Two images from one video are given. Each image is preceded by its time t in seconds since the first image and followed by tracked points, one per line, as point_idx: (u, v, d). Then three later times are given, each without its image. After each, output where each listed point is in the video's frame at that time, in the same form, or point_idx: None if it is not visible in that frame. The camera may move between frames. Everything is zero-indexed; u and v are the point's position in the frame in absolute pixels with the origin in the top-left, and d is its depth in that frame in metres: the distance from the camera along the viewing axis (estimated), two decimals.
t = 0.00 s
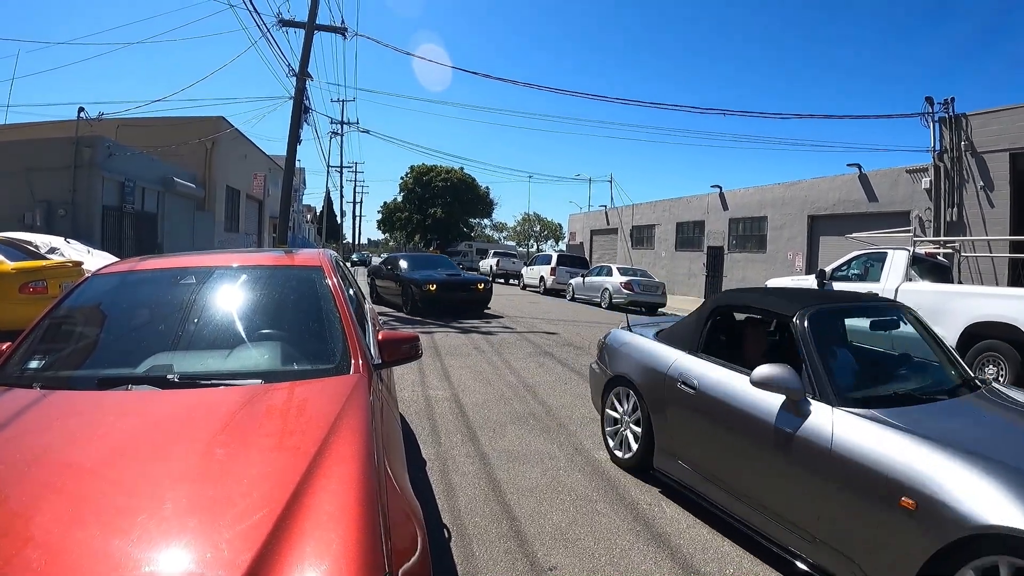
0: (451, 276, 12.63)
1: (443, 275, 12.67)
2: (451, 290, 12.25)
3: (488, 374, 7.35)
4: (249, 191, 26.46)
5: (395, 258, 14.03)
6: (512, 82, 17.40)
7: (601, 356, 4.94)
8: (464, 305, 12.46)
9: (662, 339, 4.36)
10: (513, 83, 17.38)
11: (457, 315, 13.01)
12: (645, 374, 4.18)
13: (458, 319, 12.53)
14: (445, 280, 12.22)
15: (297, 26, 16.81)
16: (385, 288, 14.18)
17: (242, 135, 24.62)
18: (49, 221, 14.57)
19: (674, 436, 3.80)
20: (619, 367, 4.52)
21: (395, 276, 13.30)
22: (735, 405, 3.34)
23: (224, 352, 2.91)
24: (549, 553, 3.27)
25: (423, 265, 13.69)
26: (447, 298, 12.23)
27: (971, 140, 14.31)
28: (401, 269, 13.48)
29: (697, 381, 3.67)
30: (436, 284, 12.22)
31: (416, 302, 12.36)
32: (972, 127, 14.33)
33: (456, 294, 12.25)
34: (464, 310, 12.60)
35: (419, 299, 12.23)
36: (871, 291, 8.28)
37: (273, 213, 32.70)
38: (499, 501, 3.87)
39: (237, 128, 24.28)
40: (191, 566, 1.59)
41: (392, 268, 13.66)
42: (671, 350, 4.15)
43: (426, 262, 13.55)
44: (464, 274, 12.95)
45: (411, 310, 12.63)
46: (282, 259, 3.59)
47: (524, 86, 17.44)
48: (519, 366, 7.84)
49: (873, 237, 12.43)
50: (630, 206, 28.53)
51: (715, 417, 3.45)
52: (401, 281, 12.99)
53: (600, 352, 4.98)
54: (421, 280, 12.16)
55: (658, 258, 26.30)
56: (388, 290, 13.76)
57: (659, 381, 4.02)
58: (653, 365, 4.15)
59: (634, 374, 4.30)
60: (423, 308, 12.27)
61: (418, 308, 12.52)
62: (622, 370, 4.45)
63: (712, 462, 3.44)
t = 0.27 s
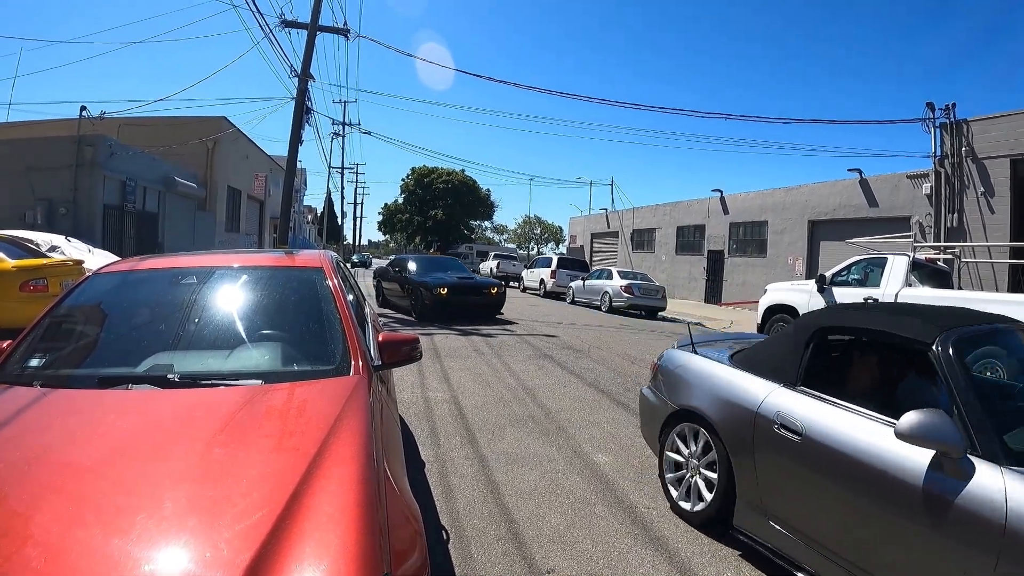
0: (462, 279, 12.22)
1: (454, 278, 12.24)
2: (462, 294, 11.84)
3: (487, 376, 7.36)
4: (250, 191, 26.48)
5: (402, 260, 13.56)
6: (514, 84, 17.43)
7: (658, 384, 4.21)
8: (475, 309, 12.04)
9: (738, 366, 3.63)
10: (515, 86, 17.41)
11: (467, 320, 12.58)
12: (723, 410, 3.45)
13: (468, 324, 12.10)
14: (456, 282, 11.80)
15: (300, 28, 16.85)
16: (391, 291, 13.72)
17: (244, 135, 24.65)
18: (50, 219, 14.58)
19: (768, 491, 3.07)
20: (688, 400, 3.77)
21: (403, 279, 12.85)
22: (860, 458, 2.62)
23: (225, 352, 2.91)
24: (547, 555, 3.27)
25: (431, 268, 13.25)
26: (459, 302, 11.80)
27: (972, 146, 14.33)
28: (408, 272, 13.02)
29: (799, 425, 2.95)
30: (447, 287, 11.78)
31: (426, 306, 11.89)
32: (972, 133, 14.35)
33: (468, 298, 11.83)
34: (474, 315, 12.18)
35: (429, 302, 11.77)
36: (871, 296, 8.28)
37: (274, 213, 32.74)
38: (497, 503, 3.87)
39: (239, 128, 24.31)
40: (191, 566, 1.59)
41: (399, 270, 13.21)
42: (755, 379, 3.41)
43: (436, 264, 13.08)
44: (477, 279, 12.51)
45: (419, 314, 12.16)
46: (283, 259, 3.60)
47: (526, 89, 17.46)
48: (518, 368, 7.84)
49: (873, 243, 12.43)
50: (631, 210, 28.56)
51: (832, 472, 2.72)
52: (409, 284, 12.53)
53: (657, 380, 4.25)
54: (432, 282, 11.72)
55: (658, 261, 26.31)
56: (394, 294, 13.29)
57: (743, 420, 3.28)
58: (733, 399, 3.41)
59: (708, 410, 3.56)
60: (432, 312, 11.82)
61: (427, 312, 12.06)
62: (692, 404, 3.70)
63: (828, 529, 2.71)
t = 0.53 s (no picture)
0: (477, 279, 11.70)
1: (468, 278, 11.72)
2: (478, 295, 11.32)
3: (491, 374, 7.36)
4: (254, 191, 26.54)
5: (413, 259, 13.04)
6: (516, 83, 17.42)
7: (748, 417, 3.42)
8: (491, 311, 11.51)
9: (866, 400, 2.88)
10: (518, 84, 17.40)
11: (481, 322, 12.06)
12: (853, 459, 2.70)
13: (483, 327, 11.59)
14: (471, 283, 11.29)
15: (302, 27, 16.85)
16: (401, 292, 13.19)
17: (248, 135, 24.68)
18: (54, 219, 14.63)
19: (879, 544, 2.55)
20: (798, 440, 2.99)
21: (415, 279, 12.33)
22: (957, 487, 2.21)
23: (229, 351, 2.91)
24: (553, 553, 3.26)
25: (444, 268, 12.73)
26: (474, 303, 11.29)
27: (976, 141, 14.26)
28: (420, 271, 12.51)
29: (977, 485, 2.24)
30: (462, 287, 11.26)
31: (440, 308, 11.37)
32: (976, 129, 14.28)
33: (483, 299, 11.31)
34: (490, 317, 11.66)
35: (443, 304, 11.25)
36: (875, 293, 8.25)
37: (278, 212, 32.79)
38: (502, 501, 3.86)
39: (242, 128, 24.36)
40: (195, 565, 1.59)
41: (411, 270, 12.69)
42: (899, 423, 2.65)
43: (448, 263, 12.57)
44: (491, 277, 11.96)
45: (432, 316, 11.64)
46: (286, 259, 3.60)
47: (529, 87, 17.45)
48: (522, 366, 7.84)
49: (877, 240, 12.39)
50: (634, 208, 28.53)
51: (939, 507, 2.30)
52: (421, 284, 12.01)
53: (745, 411, 3.47)
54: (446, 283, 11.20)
55: (662, 259, 26.28)
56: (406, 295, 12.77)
57: (888, 471, 2.54)
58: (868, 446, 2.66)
59: (832, 457, 2.78)
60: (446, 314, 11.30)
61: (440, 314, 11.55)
62: (806, 446, 2.92)
63: None
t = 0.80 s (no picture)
0: (493, 284, 11.18)
1: (483, 283, 11.21)
2: (493, 300, 10.80)
3: (494, 376, 7.35)
4: (256, 195, 26.60)
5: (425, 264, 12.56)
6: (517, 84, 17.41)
7: (889, 470, 2.66)
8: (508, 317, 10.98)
9: None
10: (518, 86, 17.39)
11: (498, 329, 11.54)
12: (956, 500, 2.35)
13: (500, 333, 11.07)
14: (487, 288, 10.78)
15: (302, 31, 16.89)
16: (414, 299, 12.71)
17: (249, 140, 24.74)
18: (57, 225, 14.65)
19: None
20: (970, 506, 2.29)
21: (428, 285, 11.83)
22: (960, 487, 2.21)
23: (232, 355, 2.91)
24: (557, 554, 3.26)
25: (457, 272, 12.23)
26: (489, 309, 10.78)
27: (978, 139, 14.22)
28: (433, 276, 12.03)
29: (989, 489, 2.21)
30: (476, 292, 10.75)
31: (454, 314, 10.87)
32: (978, 127, 14.25)
33: (499, 305, 10.80)
34: (506, 323, 11.13)
35: (457, 310, 10.74)
36: (878, 292, 8.23)
37: (280, 217, 32.86)
38: (506, 504, 3.86)
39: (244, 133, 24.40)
40: (198, 569, 1.58)
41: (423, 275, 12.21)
42: None
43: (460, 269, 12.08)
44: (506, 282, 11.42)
45: (446, 323, 11.14)
46: (289, 262, 3.60)
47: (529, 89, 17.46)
48: (525, 368, 7.84)
49: (880, 239, 12.36)
50: (636, 209, 28.51)
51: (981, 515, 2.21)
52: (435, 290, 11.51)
53: (884, 462, 2.69)
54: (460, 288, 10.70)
55: (664, 260, 26.26)
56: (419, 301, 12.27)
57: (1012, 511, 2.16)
58: None
59: None
60: (461, 321, 10.80)
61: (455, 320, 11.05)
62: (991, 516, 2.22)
63: None
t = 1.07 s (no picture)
0: (504, 284, 10.63)
1: (494, 283, 10.65)
2: (505, 301, 10.25)
3: (492, 375, 7.36)
4: (254, 193, 26.58)
5: (433, 264, 12.03)
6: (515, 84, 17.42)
7: None
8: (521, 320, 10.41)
9: None
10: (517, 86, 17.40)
11: (511, 332, 10.98)
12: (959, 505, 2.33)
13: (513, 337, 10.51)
14: (499, 289, 10.22)
15: (301, 30, 16.86)
16: (422, 300, 12.17)
17: (248, 138, 24.70)
18: (55, 223, 14.63)
19: None
20: None
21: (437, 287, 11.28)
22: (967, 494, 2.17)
23: (230, 354, 2.91)
24: (554, 554, 3.26)
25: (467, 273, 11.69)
26: (501, 312, 10.23)
27: (976, 140, 14.25)
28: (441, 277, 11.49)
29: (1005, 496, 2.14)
30: (487, 294, 10.20)
31: (465, 317, 10.32)
32: (976, 127, 14.28)
33: (512, 306, 10.24)
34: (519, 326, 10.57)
35: (468, 313, 10.20)
36: (876, 293, 8.24)
37: (278, 215, 32.84)
38: (504, 503, 3.86)
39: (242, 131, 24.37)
40: (196, 568, 1.58)
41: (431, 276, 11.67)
42: None
43: (469, 269, 11.55)
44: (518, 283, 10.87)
45: (456, 326, 10.60)
46: (287, 261, 3.60)
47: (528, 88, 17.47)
48: (523, 367, 7.84)
49: (877, 239, 12.39)
50: (634, 208, 28.53)
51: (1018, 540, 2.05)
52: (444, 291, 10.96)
53: None
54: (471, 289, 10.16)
55: (662, 260, 26.30)
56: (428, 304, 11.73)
57: None
58: None
59: None
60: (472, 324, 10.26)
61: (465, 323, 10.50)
62: None
63: None
